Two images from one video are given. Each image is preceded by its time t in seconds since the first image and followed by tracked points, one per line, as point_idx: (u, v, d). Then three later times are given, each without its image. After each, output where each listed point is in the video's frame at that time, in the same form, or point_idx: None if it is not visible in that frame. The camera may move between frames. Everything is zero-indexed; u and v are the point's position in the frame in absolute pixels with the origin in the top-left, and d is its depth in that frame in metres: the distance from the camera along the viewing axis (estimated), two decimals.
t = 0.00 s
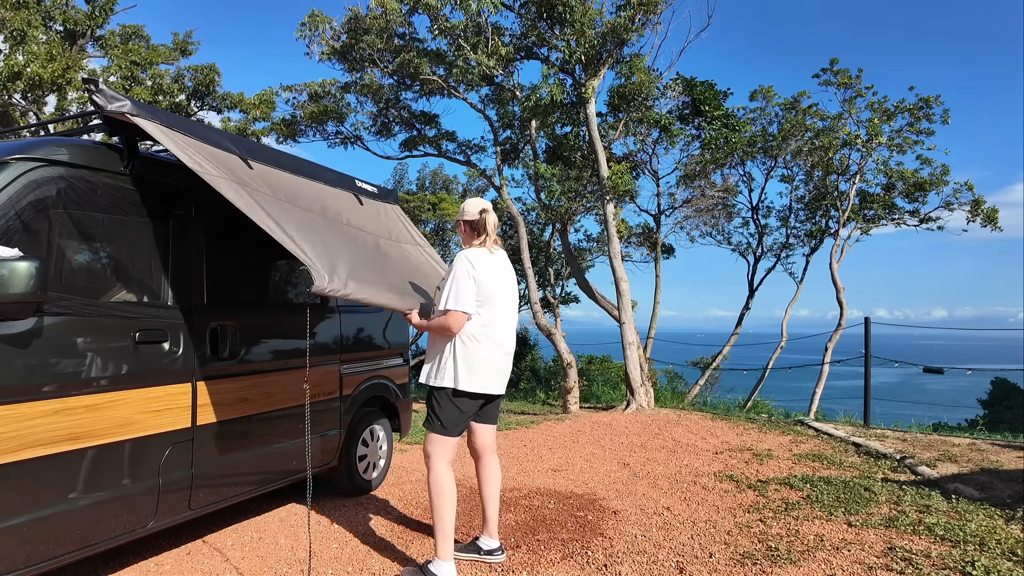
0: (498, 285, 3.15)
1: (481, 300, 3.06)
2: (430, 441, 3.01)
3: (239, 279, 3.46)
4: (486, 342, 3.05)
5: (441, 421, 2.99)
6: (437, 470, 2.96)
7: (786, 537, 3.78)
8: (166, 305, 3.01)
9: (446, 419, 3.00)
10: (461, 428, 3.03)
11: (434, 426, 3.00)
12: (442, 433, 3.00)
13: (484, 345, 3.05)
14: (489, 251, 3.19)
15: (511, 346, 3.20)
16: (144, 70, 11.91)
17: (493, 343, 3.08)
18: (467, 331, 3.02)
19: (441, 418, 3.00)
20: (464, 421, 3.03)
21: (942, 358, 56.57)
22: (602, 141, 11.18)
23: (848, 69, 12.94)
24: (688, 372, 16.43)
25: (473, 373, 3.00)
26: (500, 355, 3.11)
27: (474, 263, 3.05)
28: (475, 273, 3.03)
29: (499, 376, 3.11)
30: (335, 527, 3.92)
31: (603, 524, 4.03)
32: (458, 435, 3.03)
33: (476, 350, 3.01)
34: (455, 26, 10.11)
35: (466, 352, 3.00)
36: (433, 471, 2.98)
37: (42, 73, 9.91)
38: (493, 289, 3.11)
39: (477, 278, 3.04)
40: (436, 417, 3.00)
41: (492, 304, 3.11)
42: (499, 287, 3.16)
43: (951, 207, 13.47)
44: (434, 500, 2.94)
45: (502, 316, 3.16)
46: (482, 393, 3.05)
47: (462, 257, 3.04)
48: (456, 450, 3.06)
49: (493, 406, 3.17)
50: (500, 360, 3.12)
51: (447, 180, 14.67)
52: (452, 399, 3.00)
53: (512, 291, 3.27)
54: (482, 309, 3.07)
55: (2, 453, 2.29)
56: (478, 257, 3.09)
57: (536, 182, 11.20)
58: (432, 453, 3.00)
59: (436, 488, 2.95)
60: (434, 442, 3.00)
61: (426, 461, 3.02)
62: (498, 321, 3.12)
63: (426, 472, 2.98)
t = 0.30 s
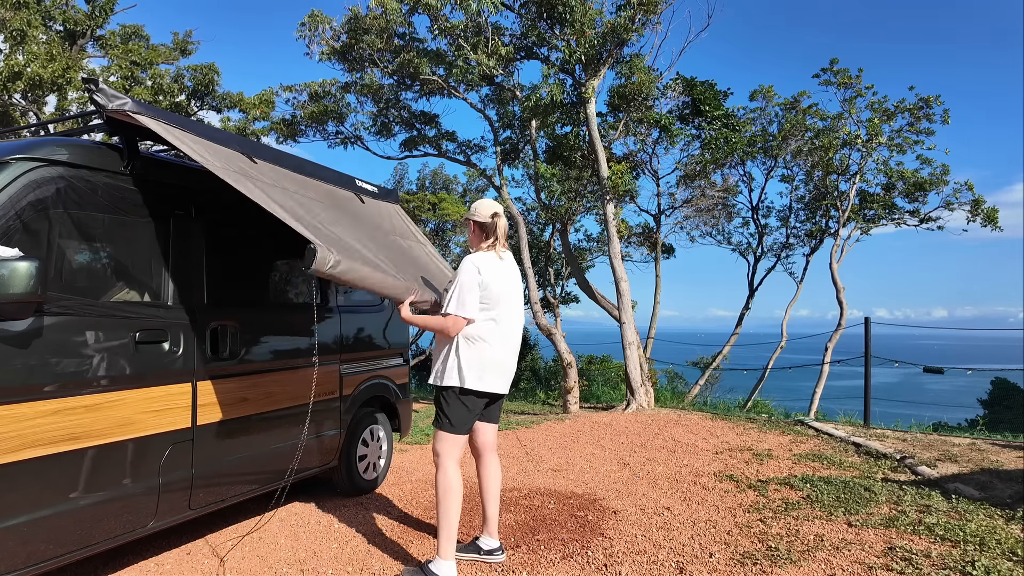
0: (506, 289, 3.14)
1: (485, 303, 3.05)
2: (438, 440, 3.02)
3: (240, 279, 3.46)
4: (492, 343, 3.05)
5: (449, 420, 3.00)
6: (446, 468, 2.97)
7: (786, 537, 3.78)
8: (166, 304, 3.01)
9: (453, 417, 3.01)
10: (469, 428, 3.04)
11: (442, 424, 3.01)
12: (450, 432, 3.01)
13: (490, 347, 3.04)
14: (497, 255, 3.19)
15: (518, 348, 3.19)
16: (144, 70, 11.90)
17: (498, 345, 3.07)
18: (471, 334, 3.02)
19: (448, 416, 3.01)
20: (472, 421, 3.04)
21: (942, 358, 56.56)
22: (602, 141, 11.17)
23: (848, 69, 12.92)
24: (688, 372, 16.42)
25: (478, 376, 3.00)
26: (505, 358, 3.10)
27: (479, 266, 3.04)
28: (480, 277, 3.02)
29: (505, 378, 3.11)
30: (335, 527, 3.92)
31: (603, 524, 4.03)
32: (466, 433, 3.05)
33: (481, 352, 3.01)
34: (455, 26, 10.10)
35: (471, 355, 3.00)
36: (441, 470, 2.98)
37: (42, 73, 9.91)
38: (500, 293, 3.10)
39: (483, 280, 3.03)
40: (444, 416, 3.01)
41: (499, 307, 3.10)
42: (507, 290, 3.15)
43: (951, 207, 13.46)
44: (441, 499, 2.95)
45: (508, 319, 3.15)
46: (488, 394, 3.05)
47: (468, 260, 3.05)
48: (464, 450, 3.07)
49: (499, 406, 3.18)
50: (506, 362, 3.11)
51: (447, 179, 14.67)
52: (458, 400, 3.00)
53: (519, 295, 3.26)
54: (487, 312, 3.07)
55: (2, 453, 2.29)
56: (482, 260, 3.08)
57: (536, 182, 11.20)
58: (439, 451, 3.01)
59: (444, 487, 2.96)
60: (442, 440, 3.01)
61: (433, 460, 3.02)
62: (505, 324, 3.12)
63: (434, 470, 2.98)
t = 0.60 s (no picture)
0: (506, 284, 3.16)
1: (486, 299, 3.07)
2: (443, 439, 3.00)
3: (240, 279, 3.46)
4: (494, 339, 3.05)
5: (455, 418, 2.99)
6: (451, 469, 2.95)
7: (786, 537, 3.78)
8: (166, 305, 3.01)
9: (460, 416, 3.00)
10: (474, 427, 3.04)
11: (448, 422, 3.01)
12: (456, 432, 3.00)
13: (492, 343, 3.05)
14: (501, 254, 3.21)
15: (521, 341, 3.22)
16: (144, 70, 11.90)
17: (499, 340, 3.07)
18: (474, 330, 3.03)
19: (454, 415, 3.00)
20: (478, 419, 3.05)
21: (942, 359, 56.59)
22: (602, 141, 11.16)
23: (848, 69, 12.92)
24: (688, 372, 16.42)
25: (478, 371, 3.00)
26: (508, 352, 3.12)
27: (481, 262, 3.06)
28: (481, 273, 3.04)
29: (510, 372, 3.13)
30: (335, 527, 3.92)
31: (603, 524, 4.03)
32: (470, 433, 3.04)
33: (482, 347, 3.01)
34: (456, 26, 10.10)
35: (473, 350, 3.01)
36: (445, 470, 2.96)
37: (42, 73, 9.91)
38: (501, 288, 3.12)
39: (484, 276, 3.05)
40: (450, 414, 3.00)
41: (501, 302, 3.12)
42: (507, 285, 3.16)
43: (951, 207, 13.46)
44: (443, 499, 2.93)
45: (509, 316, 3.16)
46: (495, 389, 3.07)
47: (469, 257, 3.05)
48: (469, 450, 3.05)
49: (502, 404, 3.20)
50: (510, 356, 3.14)
51: (447, 179, 14.67)
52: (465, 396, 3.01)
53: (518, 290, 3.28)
54: (488, 308, 3.08)
55: (2, 453, 2.29)
56: (485, 256, 3.10)
57: (536, 182, 11.21)
58: (444, 451, 2.99)
59: (448, 487, 2.94)
60: (447, 440, 2.99)
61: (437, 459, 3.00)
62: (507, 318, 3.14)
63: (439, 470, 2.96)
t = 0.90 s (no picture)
0: (483, 293, 3.27)
1: (463, 305, 3.18)
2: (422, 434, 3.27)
3: (240, 279, 3.46)
4: (466, 343, 3.17)
5: (425, 416, 3.14)
6: (427, 459, 3.26)
7: (786, 537, 3.78)
8: (165, 305, 3.01)
9: (430, 415, 3.14)
10: (444, 425, 3.15)
11: (420, 421, 3.17)
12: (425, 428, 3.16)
13: (464, 346, 3.16)
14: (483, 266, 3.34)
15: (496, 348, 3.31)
16: (144, 70, 11.91)
17: (472, 345, 3.18)
18: (449, 334, 3.14)
19: (424, 414, 3.15)
20: (449, 419, 3.16)
21: (942, 359, 56.59)
22: (602, 141, 11.15)
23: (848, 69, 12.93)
24: (688, 372, 16.42)
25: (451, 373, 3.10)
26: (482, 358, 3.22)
27: (460, 268, 3.20)
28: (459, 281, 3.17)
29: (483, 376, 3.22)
30: (335, 527, 3.93)
31: (603, 524, 4.03)
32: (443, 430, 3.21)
33: (455, 351, 3.13)
34: (455, 26, 10.10)
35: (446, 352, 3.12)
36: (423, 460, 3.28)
37: (42, 73, 9.92)
38: (479, 296, 3.24)
39: (462, 282, 3.18)
40: (422, 413, 3.16)
41: (477, 310, 3.23)
42: (484, 294, 3.28)
43: (951, 207, 13.46)
44: (425, 484, 3.29)
45: (485, 323, 3.27)
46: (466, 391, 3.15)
47: (448, 265, 3.18)
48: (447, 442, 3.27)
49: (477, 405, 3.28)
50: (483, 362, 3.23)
51: (447, 180, 14.68)
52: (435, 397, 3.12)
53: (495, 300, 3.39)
54: (465, 314, 3.19)
55: (3, 453, 2.29)
56: (463, 262, 3.24)
57: (536, 182, 11.21)
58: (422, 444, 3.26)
59: (429, 474, 3.28)
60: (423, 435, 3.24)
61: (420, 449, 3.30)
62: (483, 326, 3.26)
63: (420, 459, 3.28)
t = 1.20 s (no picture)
0: (463, 290, 3.35)
1: (444, 304, 3.25)
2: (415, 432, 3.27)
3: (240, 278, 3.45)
4: (445, 342, 3.23)
5: (412, 410, 3.20)
6: (427, 455, 3.27)
7: (786, 537, 3.78)
8: (165, 305, 3.01)
9: (417, 409, 3.21)
10: (433, 417, 3.25)
11: (407, 416, 3.22)
12: (416, 421, 3.22)
13: (442, 345, 3.22)
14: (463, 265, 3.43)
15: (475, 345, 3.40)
16: (144, 70, 11.91)
17: (453, 342, 3.27)
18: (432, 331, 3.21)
19: (411, 408, 3.21)
20: (436, 412, 3.25)
21: (942, 359, 56.61)
22: (602, 141, 11.15)
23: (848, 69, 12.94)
24: (688, 372, 16.43)
25: (435, 371, 3.18)
26: (462, 354, 3.31)
27: (441, 266, 3.27)
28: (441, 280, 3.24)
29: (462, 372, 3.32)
30: (335, 527, 3.92)
31: (603, 524, 4.03)
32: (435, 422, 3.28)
33: (438, 348, 3.21)
34: (456, 26, 10.10)
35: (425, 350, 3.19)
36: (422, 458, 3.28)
37: (43, 73, 9.92)
38: (459, 294, 3.31)
39: (443, 281, 3.25)
40: (408, 407, 3.21)
41: (458, 308, 3.31)
42: (464, 291, 3.36)
43: (951, 207, 13.46)
44: (425, 482, 3.28)
45: (465, 323, 3.34)
46: (447, 387, 3.25)
47: (430, 264, 3.24)
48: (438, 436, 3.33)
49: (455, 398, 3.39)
50: (463, 358, 3.32)
51: (447, 180, 14.69)
52: (419, 393, 3.20)
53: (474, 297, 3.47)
54: (446, 312, 3.26)
55: (2, 453, 2.29)
56: (444, 263, 3.31)
57: (536, 182, 11.21)
58: (419, 441, 3.28)
59: (428, 471, 3.28)
60: (419, 431, 3.26)
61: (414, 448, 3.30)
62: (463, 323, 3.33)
63: (417, 457, 3.30)
